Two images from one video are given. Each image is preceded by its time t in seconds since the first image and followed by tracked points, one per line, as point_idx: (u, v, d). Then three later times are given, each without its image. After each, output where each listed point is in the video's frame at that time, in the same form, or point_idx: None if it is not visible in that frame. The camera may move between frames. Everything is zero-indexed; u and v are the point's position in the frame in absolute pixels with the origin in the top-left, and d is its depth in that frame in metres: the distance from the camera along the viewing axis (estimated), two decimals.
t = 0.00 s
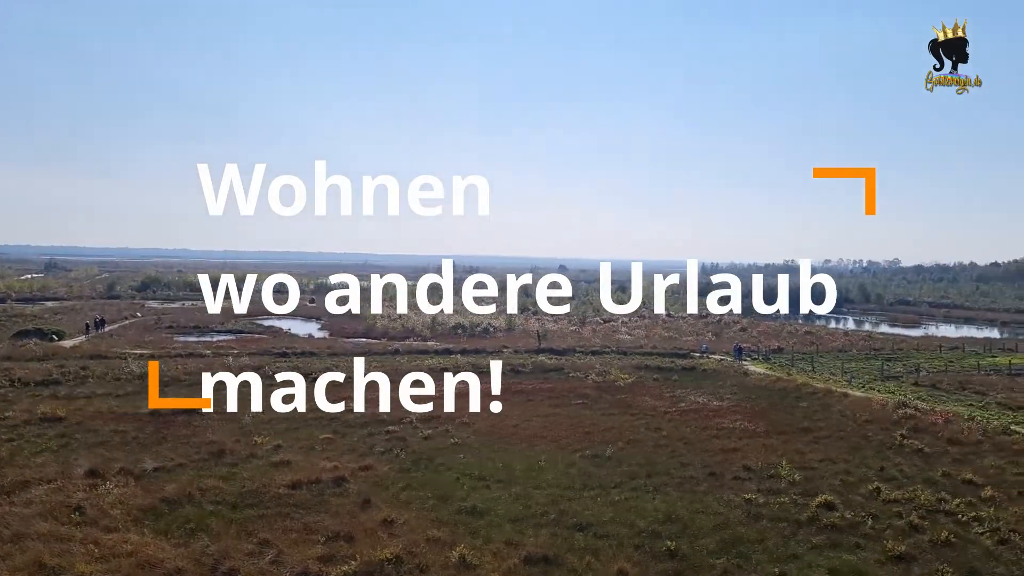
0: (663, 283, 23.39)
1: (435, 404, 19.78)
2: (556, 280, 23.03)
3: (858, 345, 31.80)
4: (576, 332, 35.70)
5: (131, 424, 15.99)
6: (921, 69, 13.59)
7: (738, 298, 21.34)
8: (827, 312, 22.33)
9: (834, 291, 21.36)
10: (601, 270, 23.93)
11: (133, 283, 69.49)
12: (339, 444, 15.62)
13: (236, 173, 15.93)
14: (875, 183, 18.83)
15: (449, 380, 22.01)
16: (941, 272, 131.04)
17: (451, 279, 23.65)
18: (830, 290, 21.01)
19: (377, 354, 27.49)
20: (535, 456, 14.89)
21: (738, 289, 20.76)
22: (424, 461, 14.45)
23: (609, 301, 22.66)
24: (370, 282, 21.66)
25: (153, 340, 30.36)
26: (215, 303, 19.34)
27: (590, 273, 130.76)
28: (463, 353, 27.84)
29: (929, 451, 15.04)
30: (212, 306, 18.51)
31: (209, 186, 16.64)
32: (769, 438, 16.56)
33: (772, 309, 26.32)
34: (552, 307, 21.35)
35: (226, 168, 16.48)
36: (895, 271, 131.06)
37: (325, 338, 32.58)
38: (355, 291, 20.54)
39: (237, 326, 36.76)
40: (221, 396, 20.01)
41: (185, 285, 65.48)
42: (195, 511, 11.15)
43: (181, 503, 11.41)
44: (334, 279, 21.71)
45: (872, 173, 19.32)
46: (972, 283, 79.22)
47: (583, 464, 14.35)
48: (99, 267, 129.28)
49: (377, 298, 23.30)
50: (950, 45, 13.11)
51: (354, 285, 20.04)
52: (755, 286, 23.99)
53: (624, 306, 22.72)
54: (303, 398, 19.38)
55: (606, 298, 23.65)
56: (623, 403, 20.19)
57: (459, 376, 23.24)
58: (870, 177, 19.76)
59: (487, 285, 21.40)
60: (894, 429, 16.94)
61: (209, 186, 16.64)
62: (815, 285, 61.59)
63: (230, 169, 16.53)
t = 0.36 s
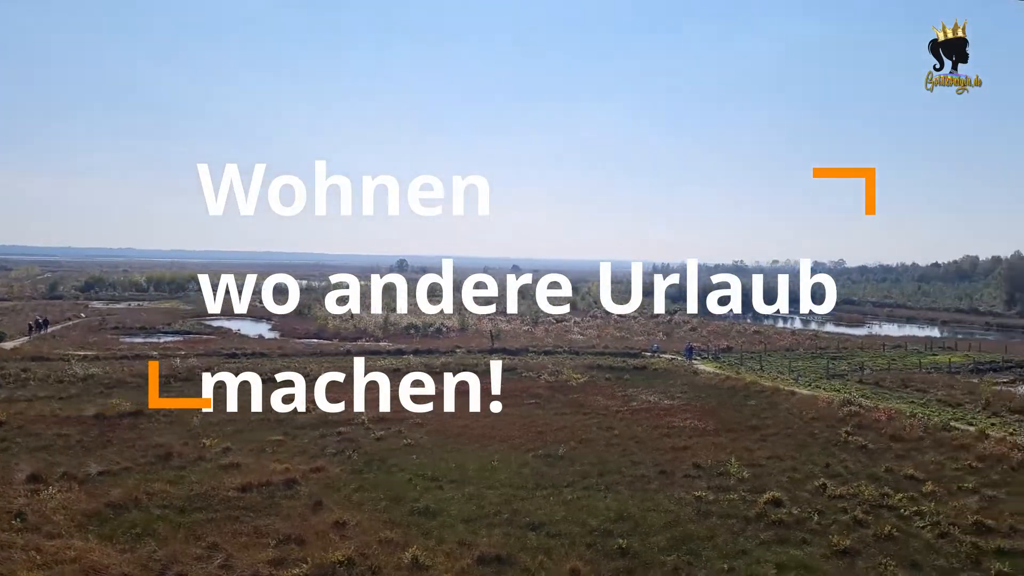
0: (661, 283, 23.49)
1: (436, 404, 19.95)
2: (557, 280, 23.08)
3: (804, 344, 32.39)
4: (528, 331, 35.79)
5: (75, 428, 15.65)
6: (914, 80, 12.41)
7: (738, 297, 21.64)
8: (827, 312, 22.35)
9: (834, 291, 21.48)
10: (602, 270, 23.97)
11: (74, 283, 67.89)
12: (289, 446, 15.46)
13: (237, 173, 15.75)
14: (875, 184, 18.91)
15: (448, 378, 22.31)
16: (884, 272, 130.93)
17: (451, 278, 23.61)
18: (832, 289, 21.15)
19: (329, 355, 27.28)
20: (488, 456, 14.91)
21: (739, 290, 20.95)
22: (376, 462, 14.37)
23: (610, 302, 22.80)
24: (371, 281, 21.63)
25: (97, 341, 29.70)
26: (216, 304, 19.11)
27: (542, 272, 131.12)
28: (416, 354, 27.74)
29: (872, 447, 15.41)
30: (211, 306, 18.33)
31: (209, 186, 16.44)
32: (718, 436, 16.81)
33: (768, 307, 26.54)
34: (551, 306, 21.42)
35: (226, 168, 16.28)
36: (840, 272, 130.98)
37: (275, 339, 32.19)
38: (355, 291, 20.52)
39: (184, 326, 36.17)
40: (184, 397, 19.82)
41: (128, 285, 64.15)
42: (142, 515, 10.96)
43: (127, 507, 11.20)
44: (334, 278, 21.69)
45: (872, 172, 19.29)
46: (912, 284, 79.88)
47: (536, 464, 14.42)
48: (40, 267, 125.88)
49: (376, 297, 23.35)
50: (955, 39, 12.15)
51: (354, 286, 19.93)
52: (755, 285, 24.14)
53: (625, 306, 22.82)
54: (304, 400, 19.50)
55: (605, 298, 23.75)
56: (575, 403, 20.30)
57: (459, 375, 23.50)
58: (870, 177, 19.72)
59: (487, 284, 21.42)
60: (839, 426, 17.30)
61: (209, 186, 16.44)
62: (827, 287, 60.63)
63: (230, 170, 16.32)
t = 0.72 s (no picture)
0: (661, 283, 23.57)
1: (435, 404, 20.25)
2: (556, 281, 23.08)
3: (773, 345, 32.74)
4: (499, 333, 35.78)
5: (40, 432, 15.40)
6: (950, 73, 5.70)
7: (737, 297, 21.87)
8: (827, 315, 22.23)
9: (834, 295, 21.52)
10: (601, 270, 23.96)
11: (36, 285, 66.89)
12: (259, 449, 15.35)
13: (236, 173, 15.67)
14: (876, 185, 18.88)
15: (449, 379, 22.62)
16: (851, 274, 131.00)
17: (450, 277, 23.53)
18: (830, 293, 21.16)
19: (299, 357, 27.10)
20: (460, 458, 14.89)
21: (738, 290, 20.99)
22: (347, 465, 14.30)
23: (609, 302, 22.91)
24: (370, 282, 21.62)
25: (62, 344, 29.24)
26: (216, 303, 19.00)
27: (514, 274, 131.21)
28: (387, 355, 27.64)
29: (839, 447, 15.61)
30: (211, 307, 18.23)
31: (208, 184, 16.33)
32: (688, 436, 16.95)
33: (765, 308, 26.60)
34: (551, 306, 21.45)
35: (226, 168, 16.17)
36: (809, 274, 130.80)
37: (244, 341, 31.92)
38: (355, 292, 20.55)
39: (151, 329, 35.73)
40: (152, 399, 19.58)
41: (91, 287, 63.28)
42: (108, 521, 10.81)
43: (93, 513, 11.04)
44: (333, 277, 21.68)
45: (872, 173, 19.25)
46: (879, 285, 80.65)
47: (508, 465, 14.44)
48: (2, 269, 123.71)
49: (378, 296, 23.45)
50: (952, 36, 5.74)
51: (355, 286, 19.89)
52: (756, 286, 24.26)
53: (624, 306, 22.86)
54: (303, 401, 19.79)
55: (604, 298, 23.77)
56: (546, 404, 20.35)
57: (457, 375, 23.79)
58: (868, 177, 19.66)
59: (486, 285, 21.45)
60: (807, 426, 17.51)
61: (208, 185, 16.33)
62: (820, 283, 60.89)
63: (229, 169, 16.25)
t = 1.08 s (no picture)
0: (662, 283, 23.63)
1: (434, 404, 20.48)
2: (556, 282, 23.06)
3: (764, 347, 32.83)
4: (490, 336, 35.74)
5: (29, 437, 15.31)
6: (950, 71, 5.62)
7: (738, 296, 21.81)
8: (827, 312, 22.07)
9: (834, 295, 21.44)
10: (602, 271, 23.93)
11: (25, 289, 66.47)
12: (250, 453, 15.31)
13: (237, 171, 15.87)
14: (876, 184, 18.86)
15: (448, 379, 22.68)
16: (842, 276, 131.46)
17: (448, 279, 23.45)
18: (831, 292, 21.08)
19: (290, 361, 27.03)
20: (452, 461, 14.87)
21: (740, 289, 20.93)
22: (339, 469, 14.28)
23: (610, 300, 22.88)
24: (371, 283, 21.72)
25: (52, 348, 29.08)
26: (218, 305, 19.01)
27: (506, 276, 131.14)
28: (378, 359, 27.58)
29: (831, 448, 15.65)
30: (213, 308, 18.20)
31: (208, 184, 16.52)
32: (680, 438, 16.98)
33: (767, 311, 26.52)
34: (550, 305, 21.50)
35: (226, 168, 16.36)
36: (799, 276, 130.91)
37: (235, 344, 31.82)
38: (355, 291, 20.49)
39: (141, 332, 35.57)
40: (143, 403, 19.53)
41: (81, 291, 62.97)
42: (98, 525, 10.76)
43: (84, 517, 10.99)
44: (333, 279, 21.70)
45: (871, 174, 19.21)
46: (870, 287, 80.92)
47: (500, 468, 14.43)
48: None
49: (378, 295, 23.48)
50: (951, 36, 5.66)
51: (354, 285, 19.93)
52: (756, 284, 24.10)
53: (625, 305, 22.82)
54: (303, 401, 20.10)
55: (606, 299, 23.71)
56: (538, 407, 20.34)
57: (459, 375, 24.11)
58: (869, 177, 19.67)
59: (487, 285, 21.35)
60: (799, 428, 17.56)
61: (208, 185, 16.51)
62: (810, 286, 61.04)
63: (230, 169, 16.38)
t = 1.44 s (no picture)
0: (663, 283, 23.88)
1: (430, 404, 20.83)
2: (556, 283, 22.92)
3: (719, 349, 33.28)
4: (449, 339, 35.68)
5: None
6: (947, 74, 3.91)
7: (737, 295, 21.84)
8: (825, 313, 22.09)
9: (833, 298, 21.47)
10: (602, 272, 23.87)
11: None
12: (205, 459, 15.10)
13: (239, 173, 15.47)
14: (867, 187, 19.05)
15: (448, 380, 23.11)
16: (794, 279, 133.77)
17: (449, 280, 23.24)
18: (831, 293, 21.11)
19: (245, 365, 26.70)
20: (410, 466, 14.79)
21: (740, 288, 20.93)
22: (296, 474, 14.14)
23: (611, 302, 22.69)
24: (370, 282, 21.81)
25: None
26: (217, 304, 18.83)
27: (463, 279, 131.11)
28: (336, 363, 27.38)
29: (784, 448, 15.91)
30: (213, 308, 17.92)
31: (208, 184, 16.04)
32: (638, 440, 17.11)
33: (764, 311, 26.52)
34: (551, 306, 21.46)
35: (226, 168, 15.94)
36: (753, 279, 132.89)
37: (188, 349, 31.37)
38: (355, 290, 20.41)
39: (92, 337, 34.91)
40: (94, 409, 19.15)
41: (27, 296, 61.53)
42: (49, 535, 10.52)
43: (34, 527, 10.75)
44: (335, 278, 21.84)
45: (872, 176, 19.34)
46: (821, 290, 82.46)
47: (458, 472, 14.41)
48: None
49: (379, 292, 23.56)
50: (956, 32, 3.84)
51: (355, 286, 19.94)
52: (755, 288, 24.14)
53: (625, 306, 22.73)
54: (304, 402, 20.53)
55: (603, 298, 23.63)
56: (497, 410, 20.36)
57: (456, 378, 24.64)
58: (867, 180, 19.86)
59: (486, 285, 21.12)
60: (753, 429, 17.81)
61: (208, 185, 16.04)
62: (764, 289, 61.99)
63: (230, 169, 15.91)
